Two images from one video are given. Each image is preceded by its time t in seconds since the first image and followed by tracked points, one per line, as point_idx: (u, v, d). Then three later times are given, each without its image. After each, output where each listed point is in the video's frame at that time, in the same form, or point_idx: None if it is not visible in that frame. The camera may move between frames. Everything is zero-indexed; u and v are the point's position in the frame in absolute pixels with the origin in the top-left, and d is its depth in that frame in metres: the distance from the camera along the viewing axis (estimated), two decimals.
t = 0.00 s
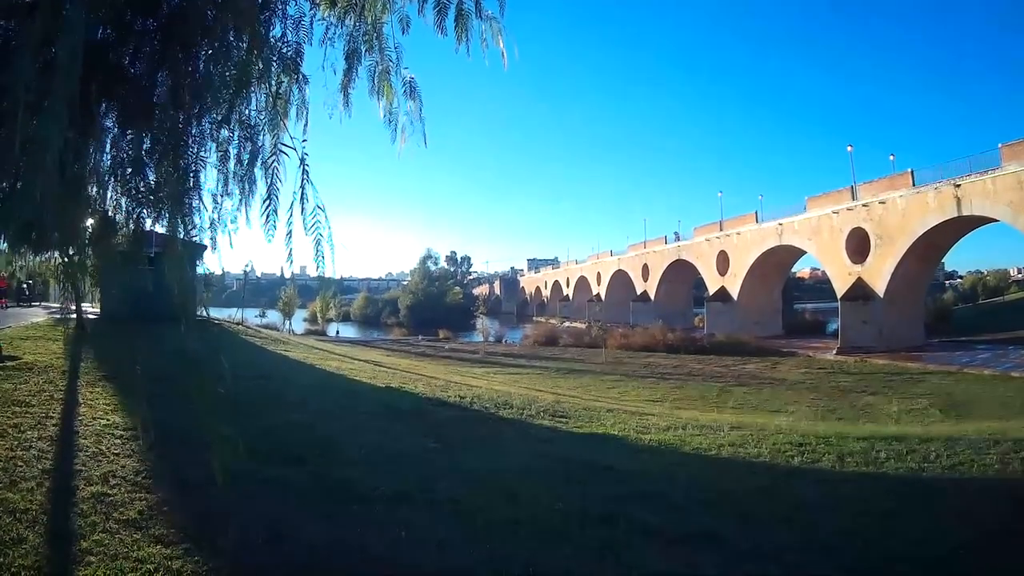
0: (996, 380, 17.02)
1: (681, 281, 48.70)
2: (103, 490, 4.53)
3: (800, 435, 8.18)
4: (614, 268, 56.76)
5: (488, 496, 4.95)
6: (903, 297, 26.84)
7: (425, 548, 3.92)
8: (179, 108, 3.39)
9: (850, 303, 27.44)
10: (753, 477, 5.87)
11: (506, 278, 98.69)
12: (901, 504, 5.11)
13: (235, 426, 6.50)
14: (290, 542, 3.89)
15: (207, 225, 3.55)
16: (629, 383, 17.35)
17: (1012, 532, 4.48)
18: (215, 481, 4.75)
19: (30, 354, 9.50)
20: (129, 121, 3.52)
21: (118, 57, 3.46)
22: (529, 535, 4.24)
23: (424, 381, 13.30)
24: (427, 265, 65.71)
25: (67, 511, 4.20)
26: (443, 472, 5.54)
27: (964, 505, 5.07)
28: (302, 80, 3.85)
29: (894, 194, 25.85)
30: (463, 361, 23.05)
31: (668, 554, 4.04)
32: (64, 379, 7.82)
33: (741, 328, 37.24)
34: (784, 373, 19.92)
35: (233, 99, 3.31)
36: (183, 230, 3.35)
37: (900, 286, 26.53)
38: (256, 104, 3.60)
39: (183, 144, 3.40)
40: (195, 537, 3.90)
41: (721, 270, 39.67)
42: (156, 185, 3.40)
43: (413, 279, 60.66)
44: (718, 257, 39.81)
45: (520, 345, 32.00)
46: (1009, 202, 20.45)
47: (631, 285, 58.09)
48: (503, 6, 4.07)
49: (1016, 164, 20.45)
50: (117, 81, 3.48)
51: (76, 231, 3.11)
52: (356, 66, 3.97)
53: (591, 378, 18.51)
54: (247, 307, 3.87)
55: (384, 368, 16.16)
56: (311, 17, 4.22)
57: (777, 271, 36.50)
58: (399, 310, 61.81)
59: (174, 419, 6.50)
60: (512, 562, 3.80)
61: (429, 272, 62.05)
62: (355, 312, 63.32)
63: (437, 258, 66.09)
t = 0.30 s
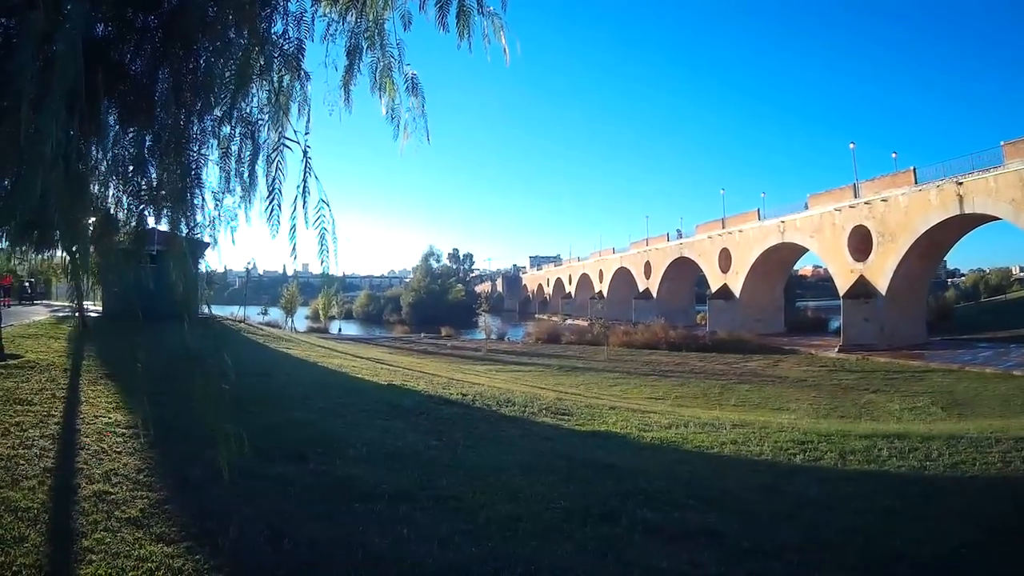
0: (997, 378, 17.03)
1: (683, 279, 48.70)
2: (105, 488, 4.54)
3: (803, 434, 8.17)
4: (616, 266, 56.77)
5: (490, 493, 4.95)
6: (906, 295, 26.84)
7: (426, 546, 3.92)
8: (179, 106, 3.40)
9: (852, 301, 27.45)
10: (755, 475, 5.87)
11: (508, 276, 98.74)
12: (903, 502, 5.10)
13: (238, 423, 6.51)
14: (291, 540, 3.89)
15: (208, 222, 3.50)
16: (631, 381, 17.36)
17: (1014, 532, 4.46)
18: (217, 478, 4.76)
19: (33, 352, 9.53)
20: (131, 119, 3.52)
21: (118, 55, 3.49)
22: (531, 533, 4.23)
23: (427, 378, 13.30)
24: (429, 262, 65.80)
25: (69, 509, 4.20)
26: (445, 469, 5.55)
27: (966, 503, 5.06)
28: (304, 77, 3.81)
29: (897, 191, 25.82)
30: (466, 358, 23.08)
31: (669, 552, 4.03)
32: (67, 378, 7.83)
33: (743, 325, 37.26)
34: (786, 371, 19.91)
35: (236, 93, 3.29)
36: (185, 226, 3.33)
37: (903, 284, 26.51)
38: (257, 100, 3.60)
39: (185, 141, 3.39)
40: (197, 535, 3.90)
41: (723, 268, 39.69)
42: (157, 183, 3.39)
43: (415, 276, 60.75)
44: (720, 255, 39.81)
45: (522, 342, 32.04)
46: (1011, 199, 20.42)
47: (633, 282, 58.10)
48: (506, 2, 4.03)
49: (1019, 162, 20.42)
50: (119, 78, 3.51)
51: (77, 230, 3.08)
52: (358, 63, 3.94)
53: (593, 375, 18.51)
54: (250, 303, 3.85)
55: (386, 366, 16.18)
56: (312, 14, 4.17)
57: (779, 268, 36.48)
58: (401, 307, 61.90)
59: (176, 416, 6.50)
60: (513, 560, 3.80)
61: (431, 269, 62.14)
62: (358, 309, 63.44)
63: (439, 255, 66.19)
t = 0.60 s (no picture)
0: (996, 377, 17.05)
1: (682, 279, 48.73)
2: (105, 490, 4.53)
3: (802, 433, 8.17)
4: (615, 266, 56.80)
5: (490, 494, 4.95)
6: (905, 294, 26.88)
7: (426, 547, 3.92)
8: (178, 108, 3.39)
9: (852, 301, 27.51)
10: (755, 475, 5.87)
11: (507, 276, 98.76)
12: (902, 502, 5.10)
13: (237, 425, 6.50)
14: (291, 542, 3.88)
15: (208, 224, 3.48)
16: (630, 381, 17.37)
17: (1014, 531, 4.46)
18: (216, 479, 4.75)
19: (31, 354, 9.53)
20: (130, 119, 3.52)
21: (118, 56, 3.50)
22: (531, 534, 4.23)
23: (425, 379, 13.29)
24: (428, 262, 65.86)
25: (69, 511, 4.19)
26: (444, 469, 5.56)
27: (965, 502, 5.07)
28: (302, 78, 3.79)
29: (895, 191, 25.83)
30: (465, 358, 23.09)
31: (669, 552, 4.03)
32: (66, 380, 7.83)
33: (742, 325, 37.28)
34: (785, 370, 19.93)
35: (234, 94, 3.28)
36: (184, 227, 3.31)
37: (902, 283, 26.53)
38: (257, 102, 3.61)
39: (184, 142, 3.38)
40: (197, 537, 3.90)
41: (722, 267, 39.70)
42: (155, 184, 3.38)
43: (414, 276, 60.72)
44: (719, 254, 39.83)
45: (521, 343, 32.05)
46: (1010, 198, 20.43)
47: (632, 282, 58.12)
48: (504, 3, 4.03)
49: (1017, 161, 20.42)
50: (118, 79, 3.52)
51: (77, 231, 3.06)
52: (356, 63, 3.92)
53: (592, 375, 18.50)
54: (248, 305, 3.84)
55: (385, 366, 16.18)
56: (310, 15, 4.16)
57: (778, 268, 36.49)
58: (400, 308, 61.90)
59: (176, 418, 6.50)
60: (513, 561, 3.79)
61: (430, 270, 62.20)
62: (357, 310, 63.47)
63: (438, 256, 66.27)
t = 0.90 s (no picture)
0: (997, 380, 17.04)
1: (682, 282, 48.74)
2: (105, 494, 4.53)
3: (802, 436, 8.17)
4: (615, 270, 56.80)
5: (490, 497, 4.96)
6: (905, 297, 26.82)
7: (426, 550, 3.92)
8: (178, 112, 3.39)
9: (852, 303, 27.34)
10: (754, 478, 5.88)
11: (506, 280, 98.68)
12: (901, 503, 5.12)
13: (237, 429, 6.50)
14: (291, 545, 3.89)
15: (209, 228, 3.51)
16: (630, 385, 17.35)
17: (1016, 532, 4.47)
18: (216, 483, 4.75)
19: (31, 357, 9.55)
20: (130, 124, 3.54)
21: (118, 60, 3.52)
22: (532, 537, 4.24)
23: (425, 383, 13.28)
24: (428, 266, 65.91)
25: (69, 514, 4.19)
26: (444, 473, 5.56)
27: (965, 504, 5.07)
28: (302, 83, 3.80)
29: (895, 194, 25.85)
30: (464, 363, 23.09)
31: (669, 555, 4.04)
32: (66, 383, 7.83)
33: (742, 328, 37.24)
34: (785, 374, 19.92)
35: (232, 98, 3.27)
36: (186, 232, 3.34)
37: (902, 286, 26.48)
38: (256, 106, 3.63)
39: (184, 146, 3.39)
40: (197, 540, 3.90)
41: (721, 270, 39.69)
42: (154, 188, 3.38)
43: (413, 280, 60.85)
44: (718, 258, 39.84)
45: (520, 346, 32.02)
46: (1009, 201, 20.45)
47: (632, 286, 58.12)
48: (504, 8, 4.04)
49: (1017, 163, 20.44)
50: (120, 84, 3.55)
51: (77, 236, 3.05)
52: (356, 68, 3.94)
53: (592, 379, 18.49)
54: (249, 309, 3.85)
55: (385, 371, 16.19)
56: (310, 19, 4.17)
57: (778, 271, 36.48)
58: (400, 312, 61.97)
59: (175, 421, 6.50)
60: (514, 564, 3.80)
61: (429, 274, 62.20)
62: (357, 314, 63.72)
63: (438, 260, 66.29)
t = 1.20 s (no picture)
0: (988, 380, 17.09)
1: (673, 285, 48.82)
2: (97, 498, 4.51)
3: (794, 438, 8.18)
4: (606, 272, 56.82)
5: (481, 501, 4.96)
6: (896, 298, 26.93)
7: (418, 554, 3.91)
8: (168, 115, 3.36)
9: (843, 305, 27.48)
10: (746, 480, 5.88)
11: (498, 283, 98.60)
12: (893, 504, 5.13)
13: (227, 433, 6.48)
14: (283, 549, 3.88)
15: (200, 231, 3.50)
16: (622, 387, 17.34)
17: (1006, 532, 4.49)
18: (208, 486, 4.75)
19: (21, 361, 9.49)
20: (122, 127, 3.52)
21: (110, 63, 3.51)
22: (524, 540, 4.23)
23: (415, 387, 13.24)
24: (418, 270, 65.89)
25: (61, 519, 4.17)
26: (436, 476, 5.56)
27: (957, 505, 5.08)
28: (293, 86, 3.77)
29: (886, 195, 25.91)
30: (455, 366, 23.05)
31: (661, 557, 4.04)
32: (57, 387, 7.79)
33: (734, 330, 37.31)
34: (776, 376, 19.95)
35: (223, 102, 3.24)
36: (176, 234, 3.33)
37: (894, 287, 26.58)
38: (247, 110, 3.60)
39: (176, 149, 3.36)
40: (189, 545, 3.89)
41: (712, 272, 39.76)
42: (146, 193, 3.37)
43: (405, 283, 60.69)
44: (710, 260, 39.90)
45: (512, 350, 31.93)
46: (1001, 202, 20.52)
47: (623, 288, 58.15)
48: (494, 11, 4.04)
49: (1008, 165, 20.50)
50: (112, 87, 3.53)
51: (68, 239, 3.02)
52: (346, 71, 3.92)
53: (584, 382, 18.48)
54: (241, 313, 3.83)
55: (376, 374, 16.13)
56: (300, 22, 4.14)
57: (770, 273, 36.57)
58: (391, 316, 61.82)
59: (167, 425, 6.47)
60: (506, 568, 3.79)
61: (421, 277, 62.13)
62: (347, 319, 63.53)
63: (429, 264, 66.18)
